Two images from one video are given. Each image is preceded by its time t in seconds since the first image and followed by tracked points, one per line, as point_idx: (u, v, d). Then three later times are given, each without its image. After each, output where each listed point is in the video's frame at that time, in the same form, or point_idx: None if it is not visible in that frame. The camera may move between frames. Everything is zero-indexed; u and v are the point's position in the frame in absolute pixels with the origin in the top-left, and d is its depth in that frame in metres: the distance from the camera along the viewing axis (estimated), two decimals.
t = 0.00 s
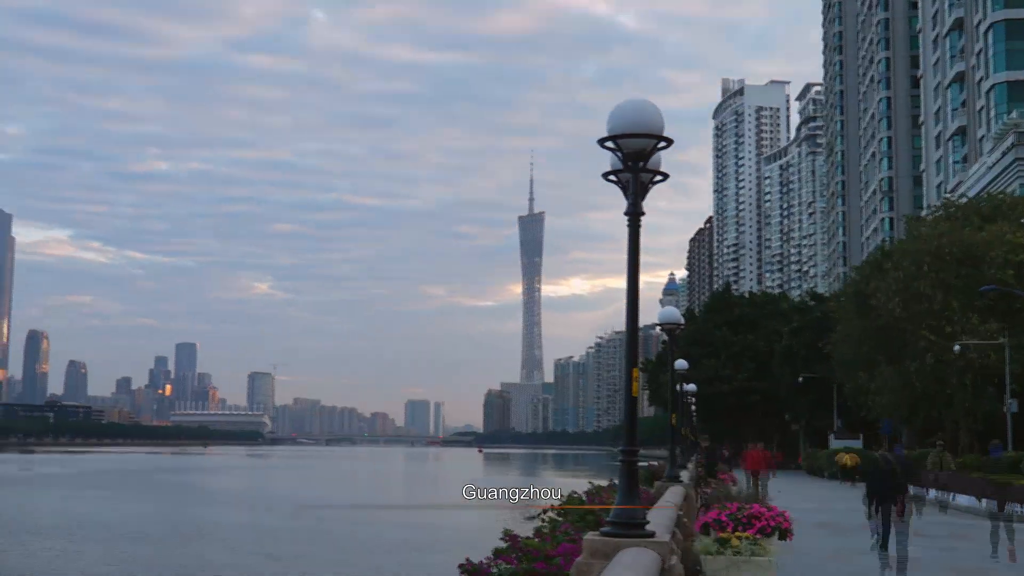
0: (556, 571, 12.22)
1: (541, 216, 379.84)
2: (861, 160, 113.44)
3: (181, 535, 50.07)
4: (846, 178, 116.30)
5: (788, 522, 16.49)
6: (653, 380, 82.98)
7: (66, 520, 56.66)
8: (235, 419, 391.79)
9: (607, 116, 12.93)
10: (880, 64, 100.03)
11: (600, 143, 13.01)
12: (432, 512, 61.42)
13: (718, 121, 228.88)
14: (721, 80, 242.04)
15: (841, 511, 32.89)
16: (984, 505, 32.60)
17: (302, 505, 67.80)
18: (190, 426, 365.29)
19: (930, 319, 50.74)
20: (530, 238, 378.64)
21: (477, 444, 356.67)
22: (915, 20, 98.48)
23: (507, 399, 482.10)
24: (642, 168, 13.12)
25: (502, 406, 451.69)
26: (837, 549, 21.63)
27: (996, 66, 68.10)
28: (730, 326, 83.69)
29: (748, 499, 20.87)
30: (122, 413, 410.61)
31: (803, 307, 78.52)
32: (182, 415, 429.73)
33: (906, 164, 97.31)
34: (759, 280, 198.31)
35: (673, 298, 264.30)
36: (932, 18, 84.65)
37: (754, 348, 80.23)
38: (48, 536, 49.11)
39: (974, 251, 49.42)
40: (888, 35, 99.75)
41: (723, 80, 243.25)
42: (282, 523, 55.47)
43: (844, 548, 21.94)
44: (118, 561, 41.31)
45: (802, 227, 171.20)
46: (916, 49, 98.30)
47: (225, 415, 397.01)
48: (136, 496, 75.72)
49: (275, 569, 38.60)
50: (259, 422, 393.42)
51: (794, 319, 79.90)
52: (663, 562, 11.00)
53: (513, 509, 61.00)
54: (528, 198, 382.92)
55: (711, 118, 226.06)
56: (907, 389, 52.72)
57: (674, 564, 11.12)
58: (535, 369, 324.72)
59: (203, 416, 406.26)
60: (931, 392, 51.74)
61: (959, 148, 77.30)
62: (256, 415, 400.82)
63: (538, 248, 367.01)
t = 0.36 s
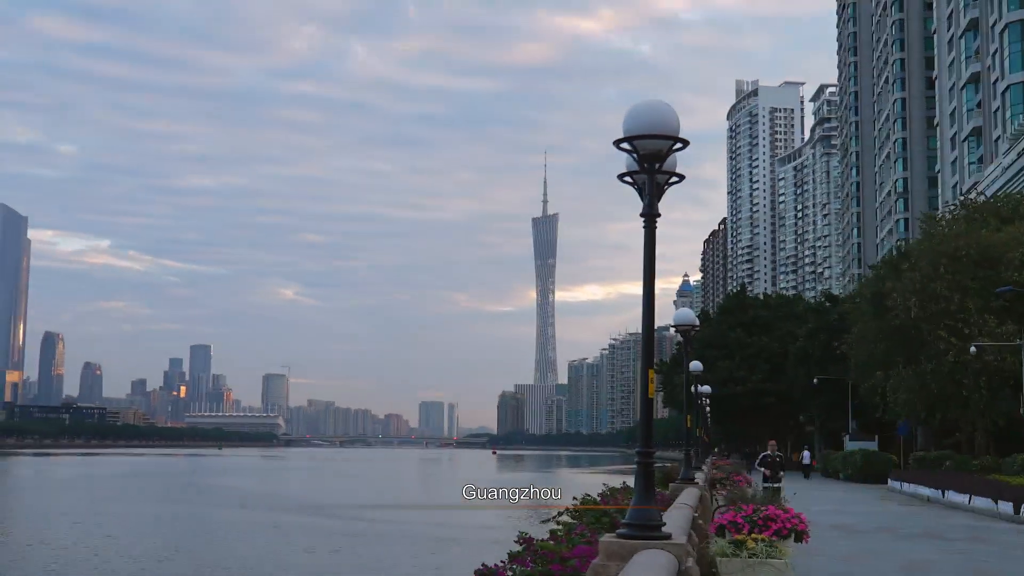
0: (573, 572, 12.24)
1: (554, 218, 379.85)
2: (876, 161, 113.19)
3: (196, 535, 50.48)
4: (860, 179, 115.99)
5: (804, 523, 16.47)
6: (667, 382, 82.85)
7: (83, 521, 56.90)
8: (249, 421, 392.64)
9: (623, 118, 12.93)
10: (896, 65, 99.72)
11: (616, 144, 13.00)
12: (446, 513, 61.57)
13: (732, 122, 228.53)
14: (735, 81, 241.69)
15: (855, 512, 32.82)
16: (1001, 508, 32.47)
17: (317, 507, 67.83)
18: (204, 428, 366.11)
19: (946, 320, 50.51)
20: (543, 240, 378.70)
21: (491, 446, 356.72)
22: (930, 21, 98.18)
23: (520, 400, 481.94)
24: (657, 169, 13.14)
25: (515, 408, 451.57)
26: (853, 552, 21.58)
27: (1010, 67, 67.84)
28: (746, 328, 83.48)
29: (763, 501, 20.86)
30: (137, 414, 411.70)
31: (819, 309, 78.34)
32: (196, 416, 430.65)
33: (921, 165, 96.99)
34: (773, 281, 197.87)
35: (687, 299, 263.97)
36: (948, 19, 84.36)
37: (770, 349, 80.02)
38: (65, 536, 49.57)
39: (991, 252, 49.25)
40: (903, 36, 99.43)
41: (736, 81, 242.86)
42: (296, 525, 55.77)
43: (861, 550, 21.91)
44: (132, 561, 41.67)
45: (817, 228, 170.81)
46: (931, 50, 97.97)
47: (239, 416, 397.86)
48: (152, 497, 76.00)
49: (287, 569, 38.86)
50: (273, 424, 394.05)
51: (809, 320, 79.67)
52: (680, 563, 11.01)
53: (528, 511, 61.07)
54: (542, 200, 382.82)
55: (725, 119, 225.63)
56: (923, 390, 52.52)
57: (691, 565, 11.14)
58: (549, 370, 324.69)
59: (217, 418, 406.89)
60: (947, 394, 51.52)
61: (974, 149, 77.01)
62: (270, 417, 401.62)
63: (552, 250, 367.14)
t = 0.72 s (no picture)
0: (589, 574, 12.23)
1: (568, 220, 379.78)
2: (891, 161, 112.84)
3: (214, 535, 51.03)
4: (875, 180, 115.73)
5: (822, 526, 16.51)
6: (682, 384, 82.75)
7: (102, 522, 57.34)
8: (264, 423, 393.25)
9: (639, 119, 12.92)
10: (911, 65, 99.39)
11: (633, 146, 12.99)
12: (461, 515, 61.87)
13: (747, 123, 228.14)
14: (749, 82, 241.27)
15: (872, 514, 32.76)
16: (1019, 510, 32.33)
17: (333, 508, 68.03)
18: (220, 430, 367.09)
19: (961, 321, 50.28)
20: (557, 242, 378.28)
21: (506, 447, 356.75)
22: (946, 21, 97.89)
23: (535, 402, 481.91)
24: (674, 170, 13.11)
25: (529, 410, 452.42)
26: (871, 554, 21.52)
27: None
28: (761, 329, 83.35)
29: (780, 503, 20.77)
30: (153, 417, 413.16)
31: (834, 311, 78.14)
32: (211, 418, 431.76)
33: (937, 166, 96.75)
34: (788, 283, 197.29)
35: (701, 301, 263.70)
36: (963, 19, 84.09)
37: (785, 351, 79.88)
38: (84, 536, 50.17)
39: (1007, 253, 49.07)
40: (918, 36, 99.17)
41: (750, 82, 242.37)
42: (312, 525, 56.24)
43: (880, 553, 21.82)
44: (149, 560, 42.17)
45: (832, 229, 170.30)
46: (947, 50, 97.64)
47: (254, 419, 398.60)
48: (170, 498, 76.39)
49: (299, 569, 39.22)
50: (288, 425, 394.92)
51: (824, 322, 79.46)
52: (698, 565, 11.02)
53: (543, 512, 61.27)
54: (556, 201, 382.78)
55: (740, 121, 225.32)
56: (938, 392, 52.32)
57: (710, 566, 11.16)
58: (564, 372, 324.56)
59: (232, 419, 408.07)
60: (963, 396, 51.28)
61: (990, 150, 76.75)
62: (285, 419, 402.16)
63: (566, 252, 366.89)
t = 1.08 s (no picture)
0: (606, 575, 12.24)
1: (582, 221, 379.60)
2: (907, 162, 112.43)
3: (230, 535, 51.62)
4: (891, 181, 115.33)
5: (838, 528, 16.50)
6: (697, 385, 82.68)
7: (120, 523, 57.92)
8: (279, 425, 394.31)
9: (656, 121, 12.94)
10: (927, 65, 99.01)
11: (649, 147, 13.00)
12: (476, 516, 62.14)
13: (762, 124, 227.65)
14: (764, 83, 240.81)
15: (888, 516, 32.66)
16: None
17: (349, 509, 68.39)
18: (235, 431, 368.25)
19: (977, 323, 50.06)
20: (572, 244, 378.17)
21: (520, 449, 357.04)
22: (962, 21, 97.54)
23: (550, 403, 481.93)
24: (690, 171, 13.15)
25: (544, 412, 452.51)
26: (888, 556, 21.47)
27: None
28: (776, 330, 83.20)
29: (797, 504, 20.65)
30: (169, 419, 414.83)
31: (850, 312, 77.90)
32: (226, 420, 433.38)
33: (953, 167, 96.40)
34: (804, 284, 196.84)
35: (716, 302, 263.37)
36: (979, 19, 83.83)
37: (800, 353, 79.76)
38: (102, 536, 50.84)
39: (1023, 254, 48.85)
40: (934, 36, 98.80)
41: (765, 83, 241.83)
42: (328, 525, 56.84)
43: (897, 555, 21.74)
44: (165, 560, 42.69)
45: (847, 230, 169.87)
46: (963, 50, 97.26)
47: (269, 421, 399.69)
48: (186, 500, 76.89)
49: (315, 569, 39.67)
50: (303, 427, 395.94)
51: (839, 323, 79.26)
52: (715, 567, 11.04)
53: (557, 513, 61.58)
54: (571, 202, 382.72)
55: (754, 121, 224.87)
56: (954, 393, 52.12)
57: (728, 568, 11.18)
58: (578, 374, 324.47)
59: (247, 421, 409.69)
60: (979, 397, 51.06)
61: (1007, 150, 76.38)
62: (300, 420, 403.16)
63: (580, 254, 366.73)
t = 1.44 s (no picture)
0: None
1: (597, 221, 379.01)
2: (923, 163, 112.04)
3: (243, 535, 51.92)
4: (907, 181, 114.92)
5: (855, 530, 16.42)
6: (713, 386, 82.51)
7: (135, 524, 58.26)
8: (295, 426, 395.45)
9: (674, 122, 12.93)
10: (943, 65, 98.52)
11: (667, 148, 13.02)
12: (490, 517, 62.42)
13: (777, 125, 227.04)
14: (779, 84, 240.20)
15: (905, 519, 32.51)
16: None
17: (365, 510, 68.58)
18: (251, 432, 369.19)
19: (995, 323, 49.75)
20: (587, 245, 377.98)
21: (536, 450, 357.03)
22: (978, 21, 96.94)
23: (565, 404, 481.54)
24: (708, 171, 13.14)
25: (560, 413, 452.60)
26: (903, 558, 21.43)
27: None
28: (791, 332, 82.96)
29: (814, 506, 20.57)
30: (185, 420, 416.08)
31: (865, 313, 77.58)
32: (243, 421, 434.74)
33: (969, 167, 95.95)
34: (819, 285, 196.30)
35: (731, 304, 262.98)
36: (995, 19, 83.43)
37: (815, 354, 79.52)
38: (120, 537, 51.45)
39: None
40: (949, 37, 98.34)
41: (781, 83, 241.06)
42: (342, 526, 57.08)
43: (910, 557, 21.65)
44: (179, 560, 43.07)
45: (863, 231, 169.37)
46: (979, 50, 96.76)
47: (285, 422, 400.92)
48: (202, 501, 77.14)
49: (331, 569, 40.04)
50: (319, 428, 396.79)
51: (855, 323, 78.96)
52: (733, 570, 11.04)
53: (571, 515, 61.68)
54: (585, 203, 382.36)
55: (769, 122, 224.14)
56: (973, 395, 51.84)
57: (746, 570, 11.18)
58: (593, 375, 324.33)
59: (263, 422, 411.01)
60: (997, 398, 50.78)
61: None
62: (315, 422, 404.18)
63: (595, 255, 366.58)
